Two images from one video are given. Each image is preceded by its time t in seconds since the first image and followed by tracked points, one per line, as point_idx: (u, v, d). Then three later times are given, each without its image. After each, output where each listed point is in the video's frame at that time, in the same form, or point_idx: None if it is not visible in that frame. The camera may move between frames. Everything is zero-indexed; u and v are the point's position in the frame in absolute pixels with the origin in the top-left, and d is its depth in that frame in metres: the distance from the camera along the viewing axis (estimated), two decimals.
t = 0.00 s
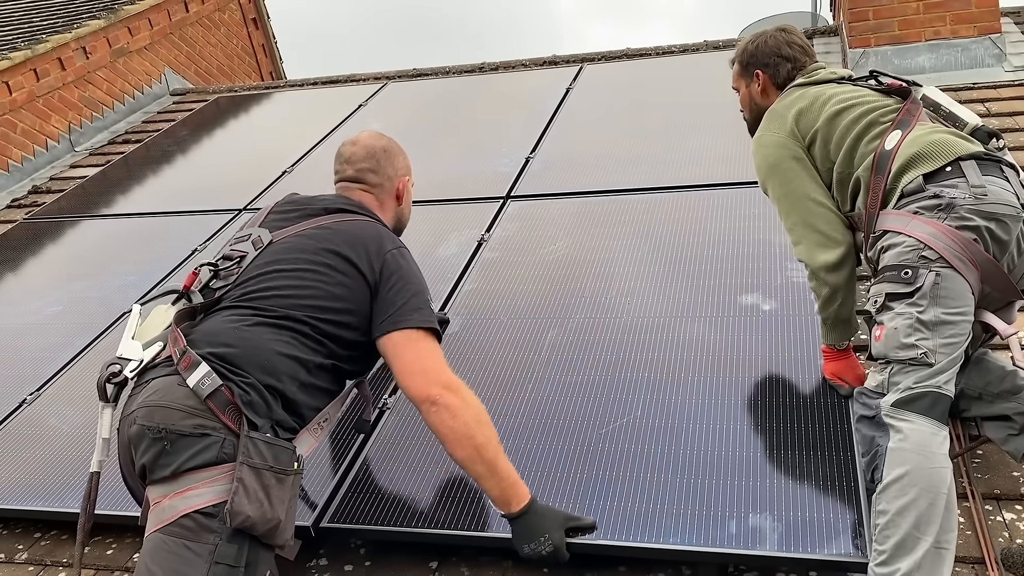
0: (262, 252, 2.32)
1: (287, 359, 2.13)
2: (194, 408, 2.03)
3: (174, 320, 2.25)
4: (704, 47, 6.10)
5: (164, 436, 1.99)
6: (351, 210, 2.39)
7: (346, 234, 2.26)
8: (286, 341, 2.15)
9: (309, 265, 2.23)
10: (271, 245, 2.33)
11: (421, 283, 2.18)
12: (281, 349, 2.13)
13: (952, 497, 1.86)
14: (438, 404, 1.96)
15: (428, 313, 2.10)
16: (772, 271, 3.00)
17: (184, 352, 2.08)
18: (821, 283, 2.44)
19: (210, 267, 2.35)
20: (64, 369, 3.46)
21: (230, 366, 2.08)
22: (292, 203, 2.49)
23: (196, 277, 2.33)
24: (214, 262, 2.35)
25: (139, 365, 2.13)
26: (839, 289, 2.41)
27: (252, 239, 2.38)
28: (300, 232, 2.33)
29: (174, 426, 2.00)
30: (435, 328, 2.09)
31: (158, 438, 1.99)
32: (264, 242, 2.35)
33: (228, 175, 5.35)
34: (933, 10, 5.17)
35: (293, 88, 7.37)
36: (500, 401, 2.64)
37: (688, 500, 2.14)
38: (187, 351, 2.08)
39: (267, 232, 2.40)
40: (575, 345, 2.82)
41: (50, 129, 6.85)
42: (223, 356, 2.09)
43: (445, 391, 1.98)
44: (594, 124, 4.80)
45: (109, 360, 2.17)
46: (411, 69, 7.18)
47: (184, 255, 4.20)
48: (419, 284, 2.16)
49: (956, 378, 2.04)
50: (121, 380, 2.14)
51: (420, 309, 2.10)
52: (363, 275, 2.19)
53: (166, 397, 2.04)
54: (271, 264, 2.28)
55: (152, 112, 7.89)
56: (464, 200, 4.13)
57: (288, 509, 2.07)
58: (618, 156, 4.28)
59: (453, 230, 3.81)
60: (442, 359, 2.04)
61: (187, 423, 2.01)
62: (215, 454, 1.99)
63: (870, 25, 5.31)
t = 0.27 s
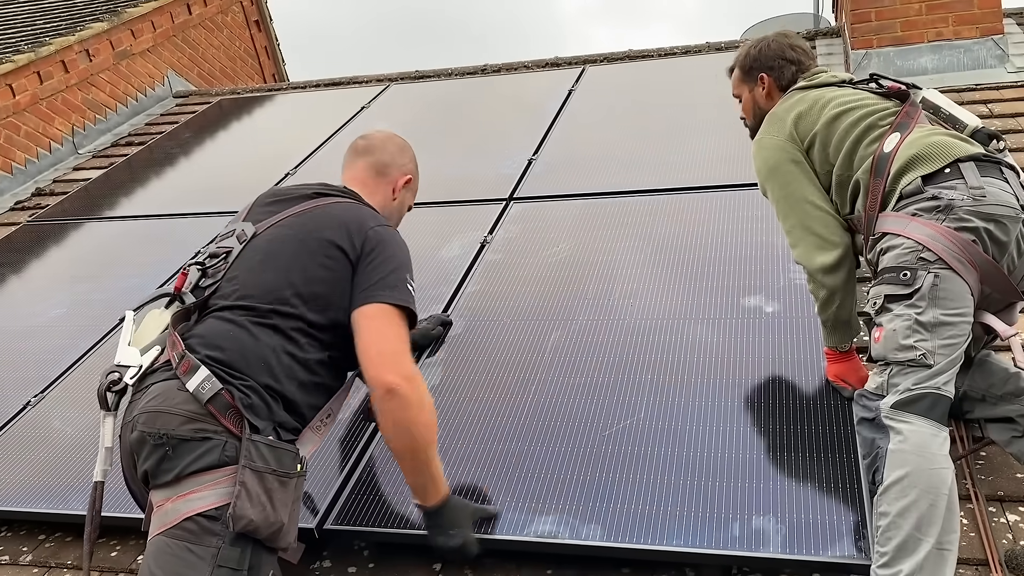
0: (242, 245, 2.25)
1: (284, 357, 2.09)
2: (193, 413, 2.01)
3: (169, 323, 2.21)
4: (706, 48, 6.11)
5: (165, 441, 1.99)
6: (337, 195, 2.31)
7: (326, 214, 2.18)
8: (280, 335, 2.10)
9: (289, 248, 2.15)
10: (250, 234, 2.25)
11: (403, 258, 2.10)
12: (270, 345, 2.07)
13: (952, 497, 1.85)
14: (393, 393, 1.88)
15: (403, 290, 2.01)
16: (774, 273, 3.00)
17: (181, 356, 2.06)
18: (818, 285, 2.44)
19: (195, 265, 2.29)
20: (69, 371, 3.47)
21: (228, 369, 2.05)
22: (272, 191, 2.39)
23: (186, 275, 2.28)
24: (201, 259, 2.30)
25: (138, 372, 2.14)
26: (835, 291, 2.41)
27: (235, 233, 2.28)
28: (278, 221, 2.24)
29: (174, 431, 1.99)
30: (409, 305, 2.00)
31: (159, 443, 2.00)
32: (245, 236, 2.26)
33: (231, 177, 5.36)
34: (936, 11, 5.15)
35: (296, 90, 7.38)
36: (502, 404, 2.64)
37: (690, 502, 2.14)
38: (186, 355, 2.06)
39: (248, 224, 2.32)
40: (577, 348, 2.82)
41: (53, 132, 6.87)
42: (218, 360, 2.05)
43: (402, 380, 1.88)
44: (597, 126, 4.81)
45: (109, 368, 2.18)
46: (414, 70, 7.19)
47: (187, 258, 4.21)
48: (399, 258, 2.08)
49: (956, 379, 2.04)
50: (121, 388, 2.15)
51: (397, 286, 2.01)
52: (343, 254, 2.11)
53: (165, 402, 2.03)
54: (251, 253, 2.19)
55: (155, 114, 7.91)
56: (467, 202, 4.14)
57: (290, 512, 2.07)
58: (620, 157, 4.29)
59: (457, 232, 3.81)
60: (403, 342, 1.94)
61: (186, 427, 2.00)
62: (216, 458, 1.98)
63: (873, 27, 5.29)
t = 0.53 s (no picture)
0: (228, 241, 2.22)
1: (274, 353, 2.04)
2: (186, 417, 1.97)
3: (162, 326, 2.18)
4: (708, 49, 6.11)
5: (158, 448, 1.96)
6: (321, 185, 2.27)
7: (310, 205, 2.15)
8: (269, 330, 2.05)
9: (273, 240, 2.11)
10: (236, 231, 2.23)
11: (390, 243, 2.06)
12: (259, 339, 2.03)
13: (951, 498, 1.84)
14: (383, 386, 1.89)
15: (394, 276, 1.99)
16: (775, 275, 3.00)
17: (171, 360, 2.03)
18: (825, 285, 2.41)
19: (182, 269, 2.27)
20: (71, 373, 3.47)
21: (219, 369, 2.01)
22: (257, 186, 2.37)
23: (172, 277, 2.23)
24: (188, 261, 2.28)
25: (132, 377, 2.11)
26: (842, 290, 2.39)
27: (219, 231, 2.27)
28: (263, 215, 2.20)
29: (166, 437, 1.96)
30: (399, 289, 1.98)
31: (152, 450, 1.97)
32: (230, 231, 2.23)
33: (233, 179, 5.37)
34: (938, 12, 5.15)
35: (299, 92, 7.40)
36: (503, 406, 2.64)
37: (693, 504, 2.14)
38: (175, 357, 2.03)
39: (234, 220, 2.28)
40: (579, 350, 2.82)
41: (56, 134, 6.88)
42: (208, 362, 2.01)
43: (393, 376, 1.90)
44: (599, 127, 4.81)
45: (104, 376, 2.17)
46: (415, 72, 7.20)
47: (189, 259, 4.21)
48: (386, 244, 2.05)
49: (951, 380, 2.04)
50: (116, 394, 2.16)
51: (386, 271, 1.99)
52: (328, 242, 2.08)
53: (158, 408, 2.00)
54: (235, 249, 2.17)
55: (158, 116, 7.93)
56: (469, 204, 4.14)
57: (290, 510, 2.03)
58: (622, 159, 4.29)
59: (459, 233, 3.81)
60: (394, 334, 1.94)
61: (178, 432, 1.97)
62: (211, 459, 1.94)
63: (875, 28, 5.30)
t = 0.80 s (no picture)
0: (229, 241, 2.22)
1: (271, 353, 2.03)
2: (184, 420, 1.98)
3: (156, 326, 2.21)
4: (710, 51, 6.11)
5: (155, 453, 1.97)
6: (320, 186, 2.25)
7: (308, 211, 2.13)
8: (265, 331, 2.04)
9: (272, 243, 2.11)
10: (234, 233, 2.22)
11: (391, 246, 2.04)
12: (257, 341, 2.03)
13: (949, 498, 1.83)
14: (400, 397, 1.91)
15: (393, 280, 1.97)
16: (776, 277, 3.00)
17: (168, 362, 2.03)
18: (833, 284, 2.42)
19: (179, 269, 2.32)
20: (74, 375, 3.48)
21: (216, 371, 2.00)
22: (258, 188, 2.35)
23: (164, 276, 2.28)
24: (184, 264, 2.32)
25: (129, 379, 2.11)
26: (849, 289, 2.39)
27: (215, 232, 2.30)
28: (261, 217, 2.20)
29: (163, 441, 1.97)
30: (402, 296, 1.94)
31: (150, 455, 1.97)
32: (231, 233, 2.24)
33: (235, 182, 5.38)
34: (939, 14, 5.14)
35: (301, 94, 7.41)
36: (505, 409, 2.64)
37: (694, 506, 2.14)
38: (171, 360, 2.04)
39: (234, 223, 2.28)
40: (580, 352, 2.82)
41: (58, 136, 6.90)
42: (204, 364, 2.01)
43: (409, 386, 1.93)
44: (600, 129, 4.81)
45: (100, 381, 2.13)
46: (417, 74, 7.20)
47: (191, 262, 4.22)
48: (385, 247, 2.03)
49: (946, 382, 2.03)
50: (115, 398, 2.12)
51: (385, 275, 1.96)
52: (325, 246, 2.06)
53: (155, 412, 2.00)
54: (232, 251, 2.16)
55: (160, 118, 7.94)
56: (471, 205, 4.14)
57: (290, 511, 2.04)
58: (624, 161, 4.29)
59: (460, 235, 3.82)
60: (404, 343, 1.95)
61: (176, 436, 1.97)
62: (210, 461, 1.94)
63: (876, 30, 5.26)
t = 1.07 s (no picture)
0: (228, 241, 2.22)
1: (261, 357, 2.03)
2: (177, 426, 1.98)
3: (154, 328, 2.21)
4: (711, 52, 6.12)
5: (151, 460, 1.97)
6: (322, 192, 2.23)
7: (307, 218, 2.11)
8: (257, 335, 2.04)
9: (271, 249, 2.10)
10: (234, 235, 2.22)
11: (394, 261, 2.02)
12: (250, 346, 2.03)
13: (948, 499, 1.84)
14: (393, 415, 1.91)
15: (394, 299, 1.96)
16: (777, 278, 3.01)
17: (161, 367, 2.04)
18: (828, 286, 2.42)
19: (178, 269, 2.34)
20: (76, 377, 3.49)
21: (206, 375, 2.01)
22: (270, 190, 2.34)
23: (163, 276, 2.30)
24: (184, 263, 2.33)
25: (126, 377, 2.11)
26: (846, 291, 2.39)
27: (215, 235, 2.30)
28: (263, 221, 2.19)
29: (158, 449, 1.97)
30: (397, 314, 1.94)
31: (146, 463, 1.98)
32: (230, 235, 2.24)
33: (237, 183, 5.39)
34: (940, 15, 5.14)
35: (303, 96, 7.42)
36: (506, 410, 2.65)
37: (695, 507, 2.15)
38: (164, 364, 2.04)
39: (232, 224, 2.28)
40: (582, 353, 2.83)
41: (61, 138, 6.91)
42: (196, 368, 2.02)
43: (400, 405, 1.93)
44: (601, 131, 4.82)
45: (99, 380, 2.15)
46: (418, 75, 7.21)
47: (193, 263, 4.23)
48: (387, 261, 2.01)
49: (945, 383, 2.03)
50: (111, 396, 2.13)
51: (384, 292, 1.95)
52: (324, 258, 2.05)
53: (149, 420, 2.00)
54: (232, 255, 2.17)
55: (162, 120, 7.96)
56: (472, 207, 4.15)
57: (289, 512, 2.03)
58: (624, 162, 4.29)
59: (461, 237, 3.82)
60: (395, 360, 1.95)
61: (170, 443, 1.97)
62: (206, 467, 1.95)
63: (878, 30, 5.27)
